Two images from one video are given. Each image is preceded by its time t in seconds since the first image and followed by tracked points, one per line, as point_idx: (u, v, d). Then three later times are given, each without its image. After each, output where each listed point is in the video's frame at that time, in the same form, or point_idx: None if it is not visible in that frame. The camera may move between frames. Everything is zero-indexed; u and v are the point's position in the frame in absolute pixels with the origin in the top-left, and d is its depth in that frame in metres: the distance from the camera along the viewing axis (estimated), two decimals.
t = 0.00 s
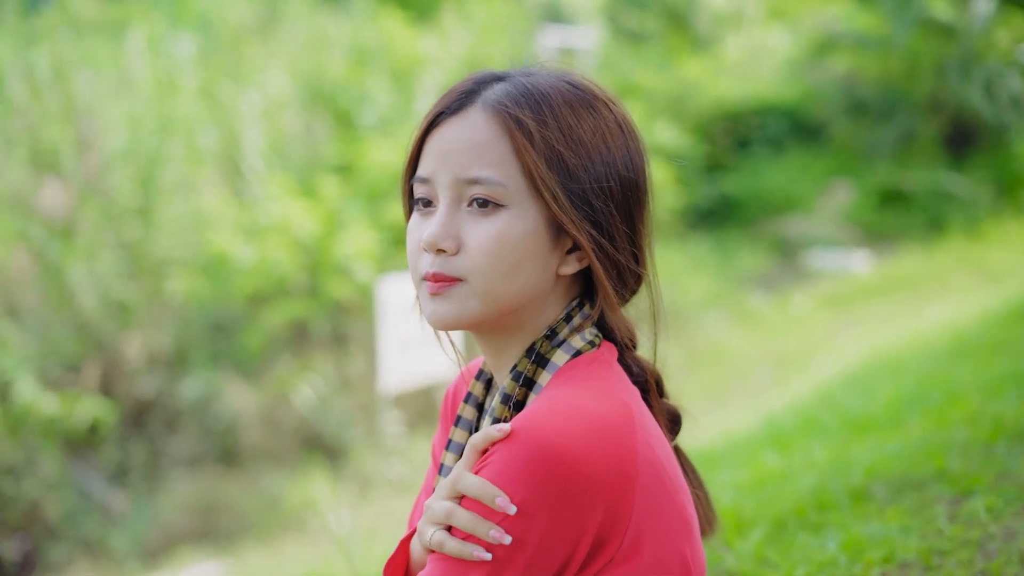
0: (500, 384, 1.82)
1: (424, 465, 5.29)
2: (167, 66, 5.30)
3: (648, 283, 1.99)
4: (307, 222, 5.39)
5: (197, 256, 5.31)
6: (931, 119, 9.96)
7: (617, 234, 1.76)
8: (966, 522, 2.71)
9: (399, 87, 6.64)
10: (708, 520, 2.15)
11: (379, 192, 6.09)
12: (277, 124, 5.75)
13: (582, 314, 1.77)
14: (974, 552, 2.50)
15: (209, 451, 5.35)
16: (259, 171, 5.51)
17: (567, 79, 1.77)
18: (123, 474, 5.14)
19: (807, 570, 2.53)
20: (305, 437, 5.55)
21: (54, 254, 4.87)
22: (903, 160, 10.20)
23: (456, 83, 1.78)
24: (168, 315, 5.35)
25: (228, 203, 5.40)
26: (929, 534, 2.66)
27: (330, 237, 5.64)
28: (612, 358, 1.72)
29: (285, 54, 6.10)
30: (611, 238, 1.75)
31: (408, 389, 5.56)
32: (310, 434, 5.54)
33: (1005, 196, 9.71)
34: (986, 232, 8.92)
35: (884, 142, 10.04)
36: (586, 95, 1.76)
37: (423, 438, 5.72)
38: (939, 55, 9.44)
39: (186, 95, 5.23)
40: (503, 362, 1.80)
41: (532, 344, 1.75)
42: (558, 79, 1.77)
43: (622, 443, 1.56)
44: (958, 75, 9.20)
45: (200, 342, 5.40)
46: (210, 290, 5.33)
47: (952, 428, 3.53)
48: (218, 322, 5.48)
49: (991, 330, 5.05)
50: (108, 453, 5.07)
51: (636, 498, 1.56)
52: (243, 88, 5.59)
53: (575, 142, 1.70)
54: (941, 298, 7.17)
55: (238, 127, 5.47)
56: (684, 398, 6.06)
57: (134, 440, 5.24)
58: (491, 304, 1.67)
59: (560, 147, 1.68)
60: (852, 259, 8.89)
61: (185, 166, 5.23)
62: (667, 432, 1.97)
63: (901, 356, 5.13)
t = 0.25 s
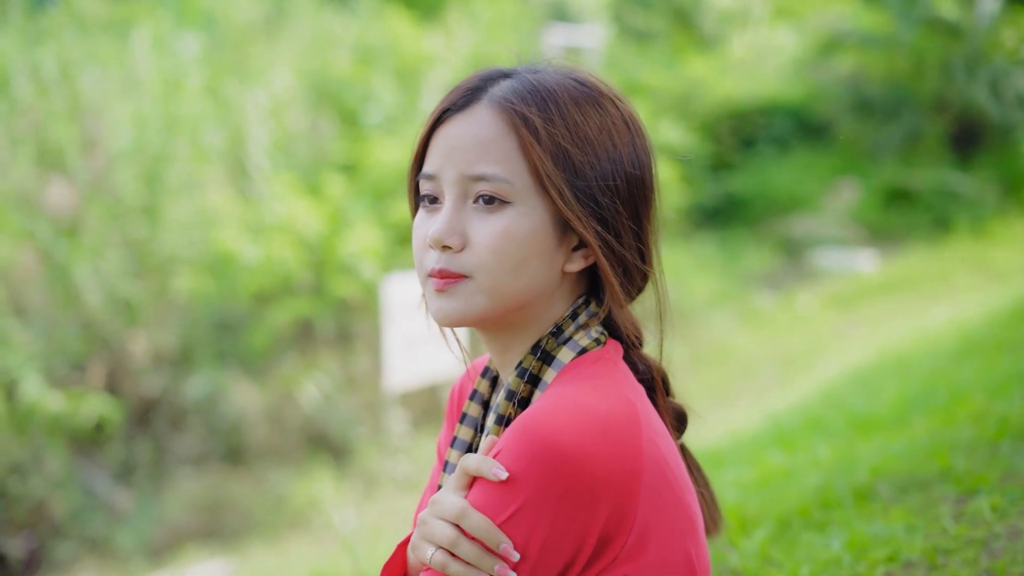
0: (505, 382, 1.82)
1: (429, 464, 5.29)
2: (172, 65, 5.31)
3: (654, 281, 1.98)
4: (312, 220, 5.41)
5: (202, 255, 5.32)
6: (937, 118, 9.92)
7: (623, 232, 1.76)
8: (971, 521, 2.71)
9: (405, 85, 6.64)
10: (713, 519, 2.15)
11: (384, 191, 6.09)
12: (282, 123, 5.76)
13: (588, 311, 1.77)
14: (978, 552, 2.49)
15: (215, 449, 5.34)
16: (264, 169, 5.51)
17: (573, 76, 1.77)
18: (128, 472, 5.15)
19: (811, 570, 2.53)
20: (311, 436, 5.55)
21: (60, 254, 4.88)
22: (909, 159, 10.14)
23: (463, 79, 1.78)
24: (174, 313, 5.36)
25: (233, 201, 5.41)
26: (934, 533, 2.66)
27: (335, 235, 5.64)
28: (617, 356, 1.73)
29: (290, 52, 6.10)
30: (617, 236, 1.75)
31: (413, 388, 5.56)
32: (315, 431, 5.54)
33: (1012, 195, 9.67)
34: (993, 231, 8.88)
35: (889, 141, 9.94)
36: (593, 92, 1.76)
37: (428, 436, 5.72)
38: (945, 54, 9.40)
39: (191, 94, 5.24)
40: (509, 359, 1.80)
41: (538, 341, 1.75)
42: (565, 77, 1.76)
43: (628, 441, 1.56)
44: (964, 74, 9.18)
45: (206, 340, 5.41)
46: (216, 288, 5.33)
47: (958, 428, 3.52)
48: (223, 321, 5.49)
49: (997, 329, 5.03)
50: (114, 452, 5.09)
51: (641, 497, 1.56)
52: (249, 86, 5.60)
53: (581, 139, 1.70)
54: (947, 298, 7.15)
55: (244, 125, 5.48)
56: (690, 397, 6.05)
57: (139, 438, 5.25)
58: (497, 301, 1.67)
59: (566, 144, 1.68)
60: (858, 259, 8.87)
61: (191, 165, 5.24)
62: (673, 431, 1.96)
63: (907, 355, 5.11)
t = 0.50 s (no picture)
0: (514, 377, 1.82)
1: (438, 462, 5.29)
2: (181, 64, 5.33)
3: (663, 279, 1.99)
4: (320, 220, 5.41)
5: (211, 254, 5.33)
6: (946, 116, 9.88)
7: (632, 228, 1.76)
8: (979, 519, 2.69)
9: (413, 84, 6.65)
10: (721, 517, 2.15)
11: (393, 190, 6.10)
12: (290, 122, 5.77)
13: (597, 308, 1.78)
14: (986, 550, 2.48)
15: (223, 447, 5.34)
16: (274, 170, 5.54)
17: (581, 71, 1.77)
18: (137, 471, 5.18)
19: (818, 569, 2.52)
20: (319, 434, 5.57)
21: (69, 252, 4.90)
22: (918, 157, 10.13)
23: (472, 76, 1.78)
24: (182, 311, 5.37)
25: (241, 200, 5.42)
26: (942, 531, 2.65)
27: (343, 234, 5.65)
28: (626, 353, 1.73)
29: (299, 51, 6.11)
30: (626, 232, 1.75)
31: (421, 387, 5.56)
32: (323, 429, 5.55)
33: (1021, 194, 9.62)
34: (1002, 229, 8.83)
35: (898, 139, 9.92)
36: (601, 87, 1.76)
37: (436, 435, 5.72)
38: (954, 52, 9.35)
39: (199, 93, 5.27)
40: (518, 354, 1.80)
41: (547, 337, 1.75)
42: (574, 72, 1.76)
43: (636, 439, 1.56)
44: (972, 72, 9.10)
45: (215, 339, 5.43)
46: (224, 287, 5.35)
47: (967, 426, 3.50)
48: (231, 319, 5.50)
49: (1007, 328, 5.01)
50: (123, 450, 5.12)
51: (649, 494, 1.56)
52: (257, 86, 5.61)
53: (589, 135, 1.70)
54: (956, 296, 7.12)
55: (253, 124, 5.49)
56: (699, 395, 6.05)
57: (148, 437, 5.27)
58: (505, 297, 1.67)
59: (575, 140, 1.68)
60: (867, 257, 8.84)
61: (199, 165, 5.27)
62: (682, 429, 1.96)
63: (917, 353, 5.10)
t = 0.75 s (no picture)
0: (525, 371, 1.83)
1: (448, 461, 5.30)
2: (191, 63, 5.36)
3: (674, 274, 1.98)
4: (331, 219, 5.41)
5: (220, 252, 5.35)
6: (958, 114, 9.82)
7: (641, 222, 1.76)
8: (987, 517, 2.67)
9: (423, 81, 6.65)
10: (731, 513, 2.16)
11: (403, 188, 6.10)
12: (300, 121, 5.79)
13: (607, 303, 1.77)
14: (993, 548, 2.47)
15: (234, 445, 5.40)
16: (283, 168, 5.56)
17: (591, 65, 1.77)
18: (147, 469, 5.21)
19: (825, 567, 2.51)
20: (329, 432, 5.60)
21: (80, 249, 4.92)
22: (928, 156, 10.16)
23: (481, 70, 1.79)
24: (192, 310, 5.39)
25: (251, 198, 5.44)
26: (949, 529, 2.63)
27: (353, 233, 5.66)
28: (637, 348, 1.72)
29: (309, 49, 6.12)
30: (636, 227, 1.75)
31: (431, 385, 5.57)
32: (333, 429, 5.61)
33: None
34: (1014, 228, 8.78)
35: (911, 137, 9.91)
36: (610, 81, 1.76)
37: (446, 433, 5.72)
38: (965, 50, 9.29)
39: (210, 91, 5.29)
40: (528, 348, 1.80)
41: (557, 331, 1.75)
42: (583, 66, 1.76)
43: (644, 435, 1.55)
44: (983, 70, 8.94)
45: (225, 337, 5.44)
46: (234, 286, 5.36)
47: (976, 425, 3.48)
48: (241, 318, 5.51)
49: (1019, 326, 4.97)
50: (134, 448, 5.14)
51: (657, 491, 1.56)
52: (267, 84, 5.63)
53: (599, 129, 1.70)
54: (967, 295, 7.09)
55: (263, 122, 5.50)
56: (709, 393, 6.04)
57: (159, 435, 5.29)
58: (515, 291, 1.67)
59: (584, 134, 1.68)
60: (878, 256, 8.80)
61: (209, 162, 5.31)
62: (692, 425, 1.96)
63: (928, 351, 5.07)
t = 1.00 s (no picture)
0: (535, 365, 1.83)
1: (455, 459, 5.30)
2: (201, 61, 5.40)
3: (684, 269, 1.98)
4: (339, 218, 5.42)
5: (229, 251, 5.37)
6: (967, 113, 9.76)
7: (651, 217, 1.76)
8: (992, 516, 2.66)
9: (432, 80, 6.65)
10: (740, 511, 2.15)
11: (412, 187, 6.10)
12: (309, 120, 5.82)
13: (618, 298, 1.77)
14: (999, 547, 2.46)
15: (242, 444, 5.41)
16: (292, 167, 5.56)
17: (598, 59, 1.77)
18: (156, 467, 5.26)
19: (831, 566, 2.51)
20: (337, 431, 5.59)
21: (89, 248, 4.96)
22: (937, 155, 10.09)
23: (489, 65, 1.79)
24: (201, 309, 5.41)
25: (259, 197, 5.46)
26: (955, 528, 2.63)
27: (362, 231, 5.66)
28: (647, 345, 1.72)
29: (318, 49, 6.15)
30: (645, 221, 1.75)
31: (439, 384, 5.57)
32: (341, 426, 5.57)
33: None
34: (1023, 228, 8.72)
35: (921, 135, 9.86)
36: (618, 75, 1.76)
37: (454, 432, 5.72)
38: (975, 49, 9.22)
39: (218, 90, 5.33)
40: (539, 343, 1.81)
41: (567, 326, 1.76)
42: (590, 60, 1.76)
43: (652, 430, 1.55)
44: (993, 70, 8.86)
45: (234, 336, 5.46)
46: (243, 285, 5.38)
47: (983, 424, 3.47)
48: (250, 316, 5.53)
49: None
50: (143, 446, 5.19)
51: (663, 486, 1.56)
52: (275, 83, 5.65)
53: (607, 122, 1.70)
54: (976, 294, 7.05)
55: (271, 121, 5.52)
56: (717, 391, 6.03)
57: (168, 433, 5.35)
58: (525, 285, 1.67)
59: (592, 128, 1.68)
60: (886, 254, 8.76)
61: (219, 161, 5.30)
62: (702, 422, 1.96)
63: (937, 351, 5.05)
